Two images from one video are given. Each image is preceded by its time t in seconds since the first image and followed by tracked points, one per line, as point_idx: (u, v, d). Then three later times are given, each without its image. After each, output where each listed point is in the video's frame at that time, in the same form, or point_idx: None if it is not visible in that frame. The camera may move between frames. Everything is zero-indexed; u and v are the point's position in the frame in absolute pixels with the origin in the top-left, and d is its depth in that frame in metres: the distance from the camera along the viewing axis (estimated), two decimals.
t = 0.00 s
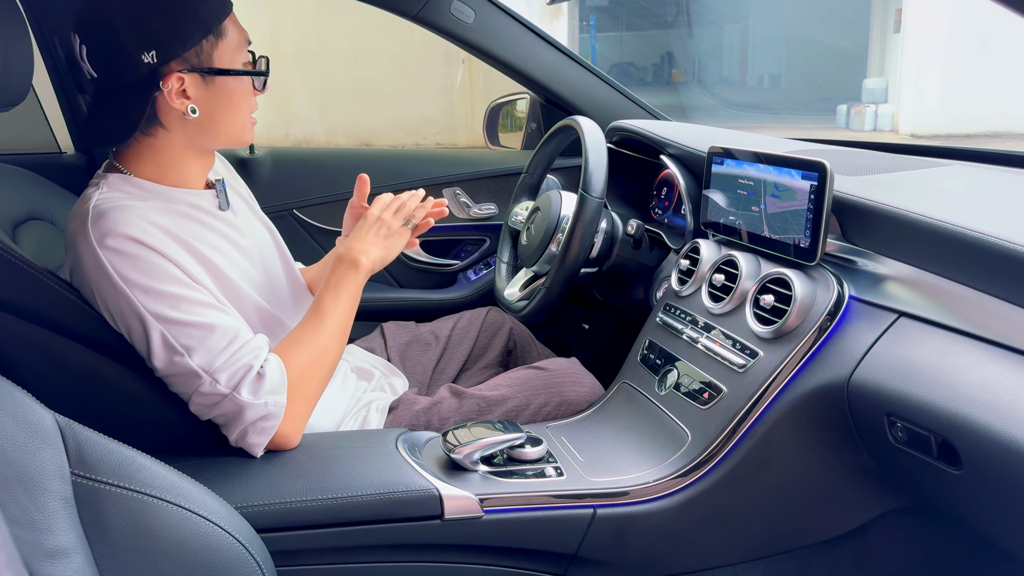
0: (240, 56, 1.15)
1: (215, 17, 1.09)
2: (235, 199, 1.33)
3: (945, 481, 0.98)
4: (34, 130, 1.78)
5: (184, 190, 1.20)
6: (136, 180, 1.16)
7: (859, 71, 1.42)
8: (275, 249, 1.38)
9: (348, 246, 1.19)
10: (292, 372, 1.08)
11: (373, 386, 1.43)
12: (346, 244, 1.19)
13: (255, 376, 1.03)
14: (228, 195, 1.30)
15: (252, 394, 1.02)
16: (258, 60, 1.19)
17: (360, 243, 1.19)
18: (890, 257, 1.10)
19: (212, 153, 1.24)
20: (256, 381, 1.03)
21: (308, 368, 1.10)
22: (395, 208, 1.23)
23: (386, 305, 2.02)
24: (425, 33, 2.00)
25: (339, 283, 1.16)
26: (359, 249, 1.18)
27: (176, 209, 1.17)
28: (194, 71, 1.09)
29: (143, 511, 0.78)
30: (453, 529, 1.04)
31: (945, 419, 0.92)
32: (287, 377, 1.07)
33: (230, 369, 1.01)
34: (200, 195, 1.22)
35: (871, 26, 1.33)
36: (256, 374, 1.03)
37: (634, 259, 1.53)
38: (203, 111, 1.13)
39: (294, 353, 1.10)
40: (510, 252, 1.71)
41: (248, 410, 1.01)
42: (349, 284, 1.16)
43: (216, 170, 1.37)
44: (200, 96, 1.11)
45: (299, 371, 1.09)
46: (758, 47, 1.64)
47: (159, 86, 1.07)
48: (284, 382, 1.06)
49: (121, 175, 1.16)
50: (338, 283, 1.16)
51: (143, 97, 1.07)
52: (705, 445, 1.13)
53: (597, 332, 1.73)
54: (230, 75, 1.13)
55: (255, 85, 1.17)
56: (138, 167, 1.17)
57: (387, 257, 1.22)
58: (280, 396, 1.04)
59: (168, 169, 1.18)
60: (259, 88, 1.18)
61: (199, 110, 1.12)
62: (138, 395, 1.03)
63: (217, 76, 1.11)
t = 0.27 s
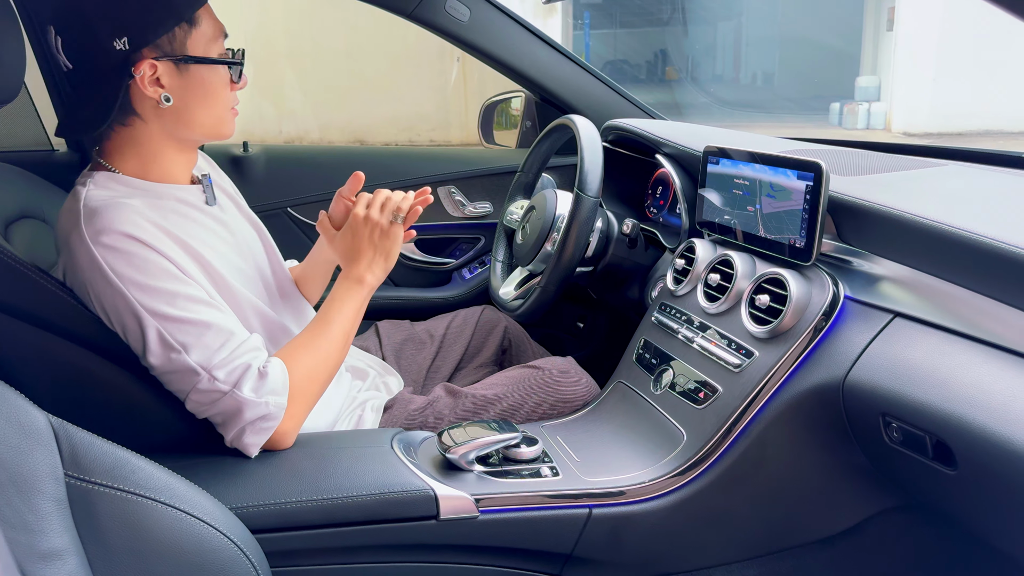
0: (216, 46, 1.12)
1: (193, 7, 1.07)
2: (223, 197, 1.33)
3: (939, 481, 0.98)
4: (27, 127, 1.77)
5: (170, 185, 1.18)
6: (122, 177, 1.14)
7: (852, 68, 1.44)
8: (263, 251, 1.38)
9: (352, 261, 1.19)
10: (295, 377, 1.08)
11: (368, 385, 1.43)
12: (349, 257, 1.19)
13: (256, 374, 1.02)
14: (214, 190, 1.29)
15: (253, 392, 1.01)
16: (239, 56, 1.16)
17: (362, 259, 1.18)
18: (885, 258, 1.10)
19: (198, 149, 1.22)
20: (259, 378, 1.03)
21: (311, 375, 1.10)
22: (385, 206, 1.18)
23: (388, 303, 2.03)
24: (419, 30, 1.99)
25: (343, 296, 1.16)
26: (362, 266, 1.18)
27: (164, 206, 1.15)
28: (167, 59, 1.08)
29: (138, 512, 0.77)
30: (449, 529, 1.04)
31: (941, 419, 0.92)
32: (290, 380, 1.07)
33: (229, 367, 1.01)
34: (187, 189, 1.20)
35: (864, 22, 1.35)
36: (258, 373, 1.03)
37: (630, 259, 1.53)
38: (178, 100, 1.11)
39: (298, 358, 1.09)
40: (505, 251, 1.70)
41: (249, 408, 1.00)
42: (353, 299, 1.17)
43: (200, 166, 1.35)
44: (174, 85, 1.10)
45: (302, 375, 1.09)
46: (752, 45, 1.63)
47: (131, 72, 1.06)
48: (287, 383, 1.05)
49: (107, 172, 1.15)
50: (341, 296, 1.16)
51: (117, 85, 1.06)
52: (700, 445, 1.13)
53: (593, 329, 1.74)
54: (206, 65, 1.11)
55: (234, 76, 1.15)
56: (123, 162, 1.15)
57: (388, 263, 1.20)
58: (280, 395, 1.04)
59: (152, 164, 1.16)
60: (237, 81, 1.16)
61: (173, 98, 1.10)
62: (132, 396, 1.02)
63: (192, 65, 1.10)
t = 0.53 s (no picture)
0: (220, 54, 1.13)
1: (200, 11, 1.09)
2: (206, 199, 1.31)
3: (932, 481, 0.99)
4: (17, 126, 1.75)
5: (155, 185, 1.17)
6: (106, 178, 1.13)
7: (845, 66, 1.44)
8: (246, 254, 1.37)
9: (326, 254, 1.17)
10: (281, 378, 1.07)
11: (360, 384, 1.43)
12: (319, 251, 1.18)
13: (242, 374, 1.02)
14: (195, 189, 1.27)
15: (242, 391, 1.01)
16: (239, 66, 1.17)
17: (333, 249, 1.17)
18: (878, 259, 1.10)
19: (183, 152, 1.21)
20: (245, 379, 1.02)
21: (295, 374, 1.09)
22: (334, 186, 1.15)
23: (378, 302, 2.05)
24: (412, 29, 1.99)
25: (318, 294, 1.15)
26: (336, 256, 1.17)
27: (148, 205, 1.14)
28: (173, 60, 1.08)
29: (129, 514, 0.76)
30: (442, 530, 1.04)
31: (933, 420, 0.92)
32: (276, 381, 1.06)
33: (216, 367, 1.00)
34: (169, 188, 1.19)
35: (856, 19, 1.34)
36: (244, 373, 1.02)
37: (623, 258, 1.52)
38: (179, 102, 1.10)
39: (282, 358, 1.09)
40: (498, 250, 1.70)
41: (236, 408, 1.00)
42: (328, 293, 1.15)
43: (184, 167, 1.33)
44: (177, 85, 1.09)
45: (288, 375, 1.08)
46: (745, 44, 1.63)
47: (137, 69, 1.05)
48: (273, 382, 1.05)
49: (92, 172, 1.13)
50: (319, 291, 1.15)
51: (117, 79, 1.05)
52: (694, 445, 1.13)
53: (586, 329, 1.74)
54: (209, 70, 1.11)
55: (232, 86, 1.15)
56: (108, 160, 1.14)
57: (357, 250, 1.18)
58: (269, 394, 1.03)
59: (138, 163, 1.15)
60: (235, 90, 1.16)
61: (175, 99, 1.10)
62: (124, 397, 1.01)
63: (195, 68, 1.10)
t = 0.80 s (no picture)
0: (241, 63, 1.14)
1: (228, 19, 1.10)
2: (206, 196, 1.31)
3: (924, 480, 0.99)
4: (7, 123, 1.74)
5: (161, 184, 1.17)
6: (112, 174, 1.12)
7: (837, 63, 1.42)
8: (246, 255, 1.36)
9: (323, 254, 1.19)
10: (276, 376, 1.07)
11: (353, 383, 1.42)
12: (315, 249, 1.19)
13: (237, 373, 1.02)
14: (198, 188, 1.26)
15: (234, 391, 1.00)
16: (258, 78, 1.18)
17: (330, 250, 1.19)
18: (871, 257, 1.11)
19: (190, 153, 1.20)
20: (239, 379, 1.01)
21: (291, 372, 1.09)
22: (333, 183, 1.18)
23: (369, 300, 2.02)
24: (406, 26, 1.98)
25: (314, 292, 1.16)
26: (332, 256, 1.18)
27: (152, 203, 1.13)
28: (198, 62, 1.07)
29: (121, 514, 0.75)
30: (436, 529, 1.03)
31: (927, 419, 0.93)
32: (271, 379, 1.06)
33: (210, 367, 1.00)
34: (173, 187, 1.18)
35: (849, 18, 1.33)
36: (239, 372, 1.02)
37: (616, 257, 1.53)
38: (198, 104, 1.10)
39: (277, 357, 1.09)
40: (492, 248, 1.69)
41: (229, 408, 0.99)
42: (325, 292, 1.16)
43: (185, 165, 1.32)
44: (198, 87, 1.09)
45: (283, 373, 1.08)
46: (737, 43, 1.63)
47: (162, 66, 1.05)
48: (267, 383, 1.04)
49: (97, 167, 1.11)
50: (315, 291, 1.16)
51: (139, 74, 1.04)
52: (688, 443, 1.13)
53: (579, 328, 1.73)
54: (232, 77, 1.11)
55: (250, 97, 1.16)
56: (114, 156, 1.12)
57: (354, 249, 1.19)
58: (263, 395, 1.03)
59: (145, 160, 1.14)
60: (252, 101, 1.16)
61: (195, 100, 1.09)
62: (116, 396, 1.00)
63: (218, 72, 1.10)
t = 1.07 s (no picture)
0: (227, 43, 1.11)
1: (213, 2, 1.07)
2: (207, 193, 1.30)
3: (919, 478, 0.99)
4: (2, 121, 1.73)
5: (162, 179, 1.16)
6: (112, 169, 1.11)
7: (830, 62, 1.42)
8: (246, 253, 1.35)
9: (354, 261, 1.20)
10: (277, 370, 1.06)
11: (348, 381, 1.42)
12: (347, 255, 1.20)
13: (237, 370, 1.01)
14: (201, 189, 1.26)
15: (234, 389, 1.00)
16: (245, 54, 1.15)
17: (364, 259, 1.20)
18: (866, 256, 1.11)
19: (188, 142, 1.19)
20: (240, 375, 1.01)
21: (295, 369, 1.08)
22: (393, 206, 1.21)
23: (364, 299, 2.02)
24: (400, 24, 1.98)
25: (339, 294, 1.16)
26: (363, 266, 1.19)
27: (151, 199, 1.12)
28: (187, 50, 1.05)
29: (115, 512, 0.75)
30: (431, 528, 1.03)
31: (922, 417, 0.93)
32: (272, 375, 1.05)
33: (211, 364, 0.99)
34: (175, 184, 1.18)
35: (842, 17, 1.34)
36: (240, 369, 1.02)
37: (611, 256, 1.54)
38: (193, 92, 1.08)
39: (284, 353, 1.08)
40: (487, 246, 1.69)
41: (228, 405, 0.99)
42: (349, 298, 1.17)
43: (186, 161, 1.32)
44: (191, 76, 1.07)
45: (287, 368, 1.07)
46: (732, 41, 1.64)
47: (153, 60, 1.03)
48: (268, 381, 1.04)
49: (98, 163, 1.11)
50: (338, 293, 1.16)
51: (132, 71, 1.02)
52: (683, 441, 1.13)
53: (575, 327, 1.72)
54: (221, 59, 1.09)
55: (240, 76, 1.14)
56: (114, 151, 1.11)
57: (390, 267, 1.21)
58: (262, 394, 1.02)
59: (146, 155, 1.13)
60: (243, 79, 1.15)
61: (189, 89, 1.08)
62: (109, 395, 1.00)
63: (207, 57, 1.08)
